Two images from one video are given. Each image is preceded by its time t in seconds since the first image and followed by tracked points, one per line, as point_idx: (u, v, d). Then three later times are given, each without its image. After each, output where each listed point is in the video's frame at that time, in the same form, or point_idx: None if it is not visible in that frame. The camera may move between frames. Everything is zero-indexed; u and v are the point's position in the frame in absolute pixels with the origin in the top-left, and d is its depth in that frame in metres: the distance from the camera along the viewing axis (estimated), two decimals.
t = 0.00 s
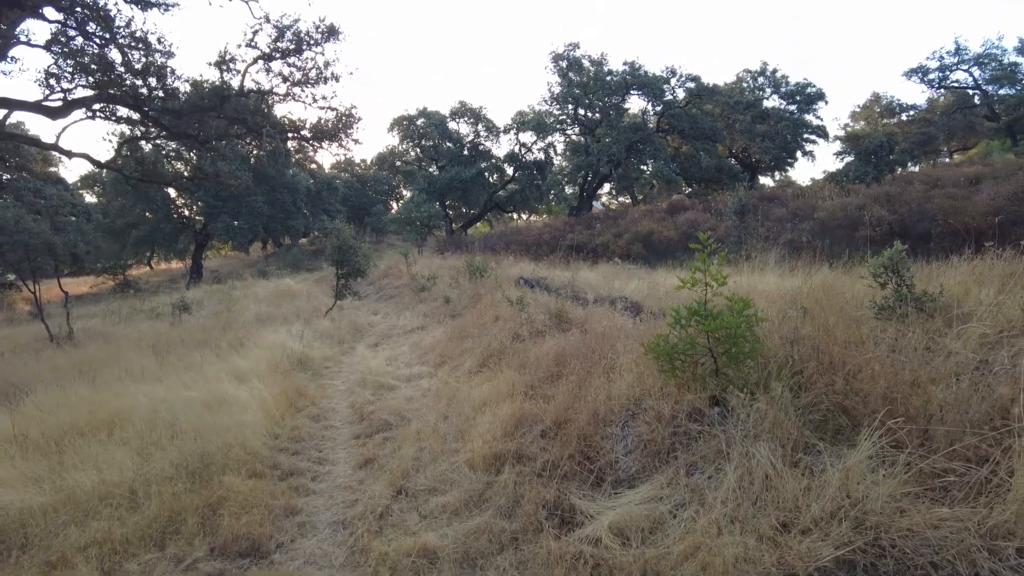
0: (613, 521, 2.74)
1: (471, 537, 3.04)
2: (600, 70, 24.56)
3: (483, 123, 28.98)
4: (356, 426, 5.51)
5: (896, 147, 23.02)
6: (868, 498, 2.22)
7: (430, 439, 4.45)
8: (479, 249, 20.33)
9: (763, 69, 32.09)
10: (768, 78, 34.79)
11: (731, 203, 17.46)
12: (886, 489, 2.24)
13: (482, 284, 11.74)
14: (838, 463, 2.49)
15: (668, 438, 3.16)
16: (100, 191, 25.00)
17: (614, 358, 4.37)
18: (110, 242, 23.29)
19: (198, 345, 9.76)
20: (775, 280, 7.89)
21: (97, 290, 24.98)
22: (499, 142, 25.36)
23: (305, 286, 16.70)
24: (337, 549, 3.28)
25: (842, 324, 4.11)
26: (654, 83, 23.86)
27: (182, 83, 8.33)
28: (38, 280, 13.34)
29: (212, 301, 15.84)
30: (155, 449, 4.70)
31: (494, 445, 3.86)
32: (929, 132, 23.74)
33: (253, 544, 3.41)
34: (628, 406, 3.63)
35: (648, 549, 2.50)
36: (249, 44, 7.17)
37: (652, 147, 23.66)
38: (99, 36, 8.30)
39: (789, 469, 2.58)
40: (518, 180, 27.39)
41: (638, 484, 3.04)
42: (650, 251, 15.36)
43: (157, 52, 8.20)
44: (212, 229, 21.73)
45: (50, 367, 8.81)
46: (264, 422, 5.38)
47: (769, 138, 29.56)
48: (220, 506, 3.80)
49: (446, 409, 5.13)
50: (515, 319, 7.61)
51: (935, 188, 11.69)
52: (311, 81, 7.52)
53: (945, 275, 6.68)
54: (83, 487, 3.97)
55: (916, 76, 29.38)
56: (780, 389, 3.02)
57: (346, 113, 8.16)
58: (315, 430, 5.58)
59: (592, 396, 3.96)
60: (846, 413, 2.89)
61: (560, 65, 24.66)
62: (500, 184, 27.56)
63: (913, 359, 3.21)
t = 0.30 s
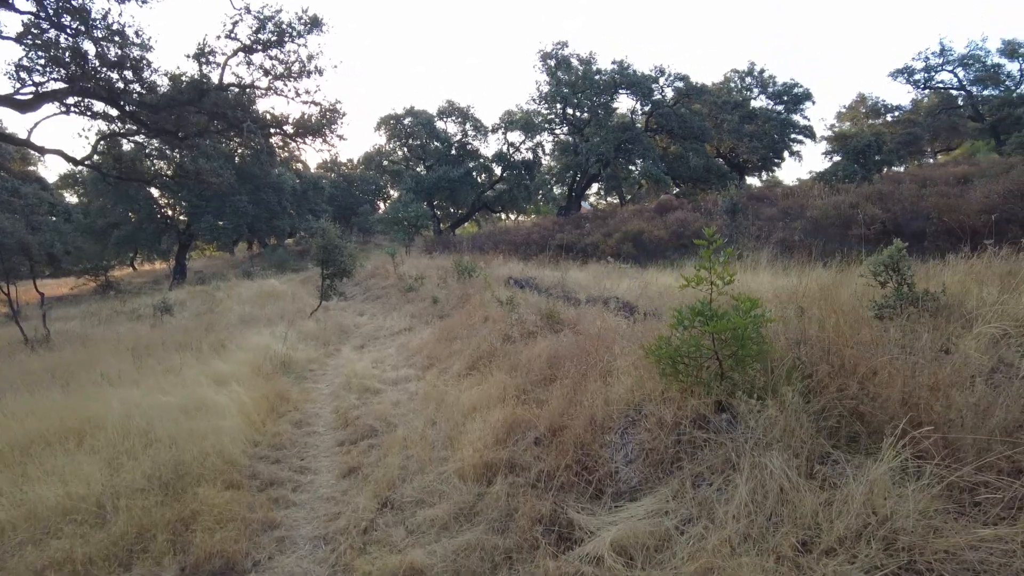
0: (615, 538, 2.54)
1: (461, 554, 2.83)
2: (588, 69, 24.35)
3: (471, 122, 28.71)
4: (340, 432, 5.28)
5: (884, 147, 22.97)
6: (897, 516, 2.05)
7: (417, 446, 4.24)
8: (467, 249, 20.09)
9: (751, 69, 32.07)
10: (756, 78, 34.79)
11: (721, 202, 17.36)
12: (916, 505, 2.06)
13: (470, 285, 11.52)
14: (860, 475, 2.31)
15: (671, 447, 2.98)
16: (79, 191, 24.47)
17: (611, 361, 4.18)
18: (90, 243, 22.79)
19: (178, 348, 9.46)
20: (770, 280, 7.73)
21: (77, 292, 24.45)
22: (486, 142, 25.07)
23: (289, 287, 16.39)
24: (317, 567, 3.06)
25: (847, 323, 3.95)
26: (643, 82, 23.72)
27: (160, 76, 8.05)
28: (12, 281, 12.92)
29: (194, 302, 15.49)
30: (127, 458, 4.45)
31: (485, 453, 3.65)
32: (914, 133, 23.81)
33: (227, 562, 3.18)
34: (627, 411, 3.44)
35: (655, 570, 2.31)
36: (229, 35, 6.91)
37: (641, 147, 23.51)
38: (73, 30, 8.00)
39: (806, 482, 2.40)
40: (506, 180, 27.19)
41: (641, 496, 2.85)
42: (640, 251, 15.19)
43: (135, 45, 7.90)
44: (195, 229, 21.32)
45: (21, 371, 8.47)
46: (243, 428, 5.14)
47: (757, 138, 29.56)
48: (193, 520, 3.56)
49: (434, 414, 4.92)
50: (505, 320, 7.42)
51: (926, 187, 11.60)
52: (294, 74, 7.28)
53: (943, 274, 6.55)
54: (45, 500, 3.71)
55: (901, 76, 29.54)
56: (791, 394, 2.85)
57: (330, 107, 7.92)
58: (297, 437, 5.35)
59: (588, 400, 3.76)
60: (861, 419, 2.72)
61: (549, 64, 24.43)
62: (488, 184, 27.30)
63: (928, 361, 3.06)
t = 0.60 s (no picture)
0: (613, 566, 2.28)
1: None
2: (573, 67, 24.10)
3: (456, 121, 28.40)
4: (317, 442, 4.99)
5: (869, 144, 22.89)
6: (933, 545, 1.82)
7: (397, 460, 3.96)
8: (452, 249, 19.77)
9: (735, 68, 32.00)
10: (740, 77, 34.75)
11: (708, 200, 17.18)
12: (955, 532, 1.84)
13: (455, 285, 11.23)
14: (886, 495, 2.08)
15: (671, 460, 2.75)
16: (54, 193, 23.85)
17: (603, 366, 3.93)
18: (65, 245, 22.20)
19: (151, 353, 9.10)
20: (762, 278, 7.51)
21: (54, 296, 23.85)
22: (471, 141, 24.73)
23: (270, 289, 15.99)
24: None
25: (851, 322, 3.75)
26: (628, 80, 23.52)
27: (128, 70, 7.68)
28: None
29: (172, 305, 15.05)
30: (84, 473, 4.12)
31: (468, 466, 3.38)
32: (897, 131, 23.83)
33: None
34: (621, 421, 3.19)
35: None
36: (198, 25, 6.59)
37: (627, 145, 23.31)
38: (35, 20, 7.61)
39: (824, 503, 2.18)
40: (491, 180, 26.88)
41: (639, 517, 2.60)
42: (627, 250, 14.98)
43: (104, 37, 7.55)
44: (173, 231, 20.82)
45: None
46: (213, 439, 4.81)
47: (742, 137, 29.48)
48: (151, 545, 3.25)
49: (415, 423, 4.64)
50: (490, 322, 7.14)
51: (915, 183, 11.45)
52: (268, 67, 6.96)
53: (941, 271, 6.35)
54: None
55: (884, 75, 29.58)
56: (800, 403, 2.63)
57: (307, 101, 7.61)
58: (271, 447, 5.05)
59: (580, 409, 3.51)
60: (878, 429, 2.50)
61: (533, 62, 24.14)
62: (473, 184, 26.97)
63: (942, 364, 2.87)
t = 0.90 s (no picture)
0: None
1: None
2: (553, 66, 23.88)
3: (435, 120, 28.07)
4: (292, 454, 4.73)
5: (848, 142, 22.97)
6: None
7: (376, 473, 3.75)
8: (433, 249, 19.49)
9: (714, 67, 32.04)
10: (719, 76, 34.84)
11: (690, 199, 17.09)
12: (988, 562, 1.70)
13: (436, 287, 10.99)
14: (909, 519, 1.94)
15: (669, 477, 2.58)
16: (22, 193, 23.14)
17: (592, 374, 3.76)
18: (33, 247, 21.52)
19: (121, 360, 8.75)
20: (749, 278, 7.38)
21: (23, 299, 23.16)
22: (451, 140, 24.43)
23: (246, 291, 15.61)
24: None
25: (849, 325, 3.62)
26: (608, 79, 23.39)
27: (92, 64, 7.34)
28: None
29: (144, 309, 14.61)
30: (40, 493, 3.83)
31: (452, 483, 3.18)
32: (874, 129, 23.88)
33: None
34: (614, 433, 3.02)
35: None
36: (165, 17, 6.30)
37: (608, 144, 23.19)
38: None
39: (840, 527, 2.03)
40: (472, 179, 26.59)
41: (636, 539, 2.42)
42: (610, 250, 14.83)
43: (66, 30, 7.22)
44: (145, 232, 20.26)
45: None
46: (182, 452, 4.48)
47: (722, 136, 29.53)
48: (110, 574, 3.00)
49: (395, 433, 4.43)
50: (472, 325, 6.93)
51: (898, 182, 11.40)
52: (239, 61, 6.69)
53: (931, 270, 6.25)
54: None
55: (861, 74, 29.80)
56: (807, 415, 2.48)
57: (281, 98, 7.35)
58: (244, 459, 4.78)
59: (570, 419, 3.33)
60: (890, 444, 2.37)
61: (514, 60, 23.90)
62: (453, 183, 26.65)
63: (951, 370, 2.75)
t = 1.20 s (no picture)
0: None
1: None
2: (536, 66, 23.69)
3: (417, 121, 27.82)
4: (271, 464, 4.51)
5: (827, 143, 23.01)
6: None
7: (358, 484, 3.56)
8: (415, 251, 19.26)
9: (695, 69, 32.15)
10: (700, 78, 34.98)
11: (674, 199, 17.05)
12: None
13: (419, 288, 10.79)
14: (942, 535, 1.80)
15: (674, 488, 2.43)
16: None
17: (587, 377, 3.60)
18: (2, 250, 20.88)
19: (91, 365, 8.42)
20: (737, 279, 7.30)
21: None
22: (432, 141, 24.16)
23: (223, 294, 15.26)
24: None
25: (850, 325, 3.52)
26: (591, 79, 23.31)
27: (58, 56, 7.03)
28: None
29: (117, 312, 14.19)
30: None
31: (440, 494, 3.00)
32: (853, 130, 24.02)
33: None
34: (613, 440, 2.86)
35: None
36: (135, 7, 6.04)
37: (590, 145, 23.10)
38: None
39: (866, 544, 1.89)
40: (454, 180, 26.32)
41: (641, 556, 2.26)
42: (594, 250, 14.72)
43: (30, 21, 6.91)
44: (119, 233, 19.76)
45: None
46: (153, 462, 4.21)
47: (703, 137, 29.64)
48: None
49: (379, 441, 4.24)
50: (457, 327, 6.76)
51: (881, 181, 11.41)
52: (215, 54, 6.45)
53: (921, 268, 6.20)
54: None
55: (839, 76, 30.07)
56: (820, 421, 2.35)
57: (258, 93, 7.11)
58: (219, 468, 4.54)
59: (565, 425, 3.17)
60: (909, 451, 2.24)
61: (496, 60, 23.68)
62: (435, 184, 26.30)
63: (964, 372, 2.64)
